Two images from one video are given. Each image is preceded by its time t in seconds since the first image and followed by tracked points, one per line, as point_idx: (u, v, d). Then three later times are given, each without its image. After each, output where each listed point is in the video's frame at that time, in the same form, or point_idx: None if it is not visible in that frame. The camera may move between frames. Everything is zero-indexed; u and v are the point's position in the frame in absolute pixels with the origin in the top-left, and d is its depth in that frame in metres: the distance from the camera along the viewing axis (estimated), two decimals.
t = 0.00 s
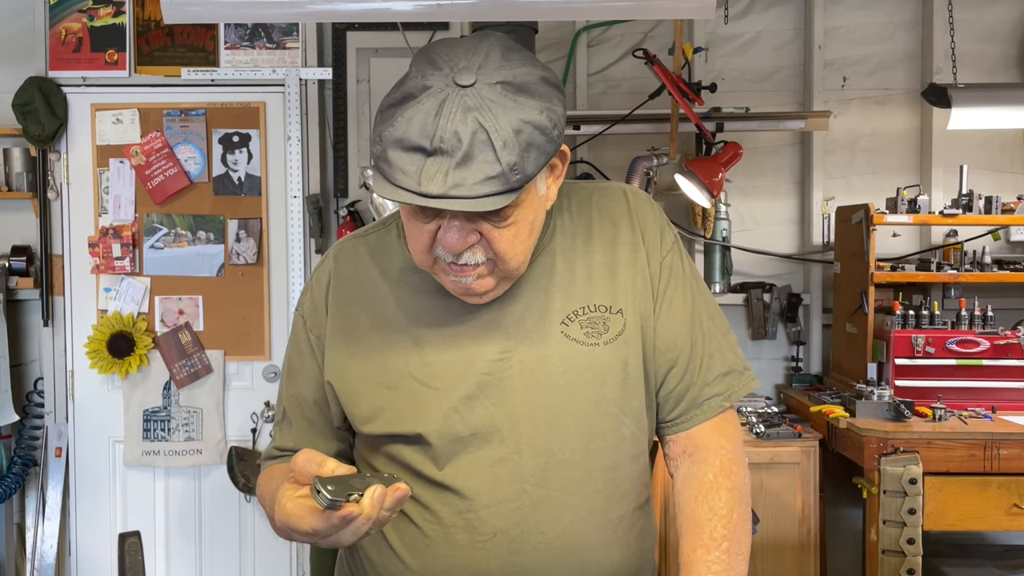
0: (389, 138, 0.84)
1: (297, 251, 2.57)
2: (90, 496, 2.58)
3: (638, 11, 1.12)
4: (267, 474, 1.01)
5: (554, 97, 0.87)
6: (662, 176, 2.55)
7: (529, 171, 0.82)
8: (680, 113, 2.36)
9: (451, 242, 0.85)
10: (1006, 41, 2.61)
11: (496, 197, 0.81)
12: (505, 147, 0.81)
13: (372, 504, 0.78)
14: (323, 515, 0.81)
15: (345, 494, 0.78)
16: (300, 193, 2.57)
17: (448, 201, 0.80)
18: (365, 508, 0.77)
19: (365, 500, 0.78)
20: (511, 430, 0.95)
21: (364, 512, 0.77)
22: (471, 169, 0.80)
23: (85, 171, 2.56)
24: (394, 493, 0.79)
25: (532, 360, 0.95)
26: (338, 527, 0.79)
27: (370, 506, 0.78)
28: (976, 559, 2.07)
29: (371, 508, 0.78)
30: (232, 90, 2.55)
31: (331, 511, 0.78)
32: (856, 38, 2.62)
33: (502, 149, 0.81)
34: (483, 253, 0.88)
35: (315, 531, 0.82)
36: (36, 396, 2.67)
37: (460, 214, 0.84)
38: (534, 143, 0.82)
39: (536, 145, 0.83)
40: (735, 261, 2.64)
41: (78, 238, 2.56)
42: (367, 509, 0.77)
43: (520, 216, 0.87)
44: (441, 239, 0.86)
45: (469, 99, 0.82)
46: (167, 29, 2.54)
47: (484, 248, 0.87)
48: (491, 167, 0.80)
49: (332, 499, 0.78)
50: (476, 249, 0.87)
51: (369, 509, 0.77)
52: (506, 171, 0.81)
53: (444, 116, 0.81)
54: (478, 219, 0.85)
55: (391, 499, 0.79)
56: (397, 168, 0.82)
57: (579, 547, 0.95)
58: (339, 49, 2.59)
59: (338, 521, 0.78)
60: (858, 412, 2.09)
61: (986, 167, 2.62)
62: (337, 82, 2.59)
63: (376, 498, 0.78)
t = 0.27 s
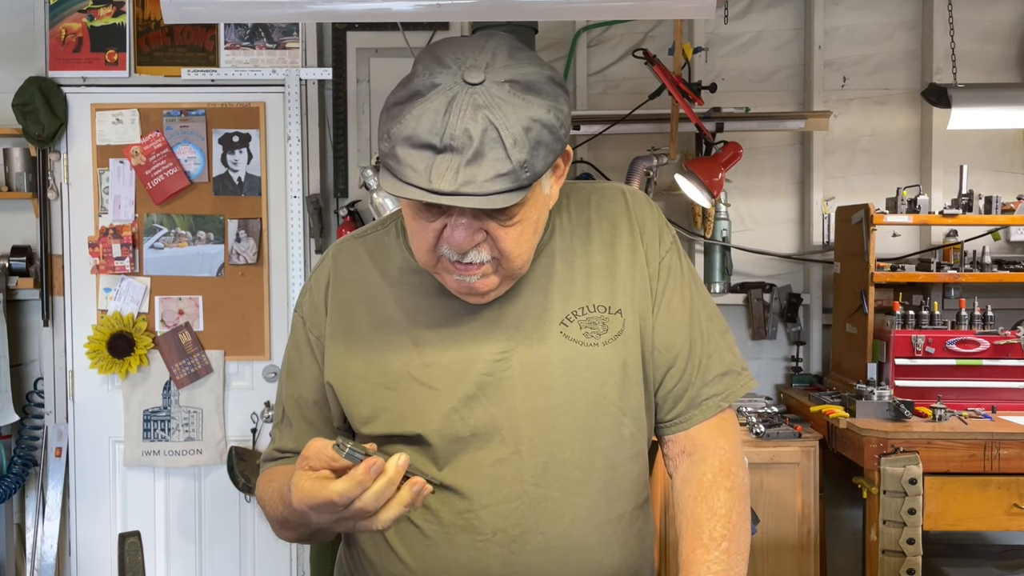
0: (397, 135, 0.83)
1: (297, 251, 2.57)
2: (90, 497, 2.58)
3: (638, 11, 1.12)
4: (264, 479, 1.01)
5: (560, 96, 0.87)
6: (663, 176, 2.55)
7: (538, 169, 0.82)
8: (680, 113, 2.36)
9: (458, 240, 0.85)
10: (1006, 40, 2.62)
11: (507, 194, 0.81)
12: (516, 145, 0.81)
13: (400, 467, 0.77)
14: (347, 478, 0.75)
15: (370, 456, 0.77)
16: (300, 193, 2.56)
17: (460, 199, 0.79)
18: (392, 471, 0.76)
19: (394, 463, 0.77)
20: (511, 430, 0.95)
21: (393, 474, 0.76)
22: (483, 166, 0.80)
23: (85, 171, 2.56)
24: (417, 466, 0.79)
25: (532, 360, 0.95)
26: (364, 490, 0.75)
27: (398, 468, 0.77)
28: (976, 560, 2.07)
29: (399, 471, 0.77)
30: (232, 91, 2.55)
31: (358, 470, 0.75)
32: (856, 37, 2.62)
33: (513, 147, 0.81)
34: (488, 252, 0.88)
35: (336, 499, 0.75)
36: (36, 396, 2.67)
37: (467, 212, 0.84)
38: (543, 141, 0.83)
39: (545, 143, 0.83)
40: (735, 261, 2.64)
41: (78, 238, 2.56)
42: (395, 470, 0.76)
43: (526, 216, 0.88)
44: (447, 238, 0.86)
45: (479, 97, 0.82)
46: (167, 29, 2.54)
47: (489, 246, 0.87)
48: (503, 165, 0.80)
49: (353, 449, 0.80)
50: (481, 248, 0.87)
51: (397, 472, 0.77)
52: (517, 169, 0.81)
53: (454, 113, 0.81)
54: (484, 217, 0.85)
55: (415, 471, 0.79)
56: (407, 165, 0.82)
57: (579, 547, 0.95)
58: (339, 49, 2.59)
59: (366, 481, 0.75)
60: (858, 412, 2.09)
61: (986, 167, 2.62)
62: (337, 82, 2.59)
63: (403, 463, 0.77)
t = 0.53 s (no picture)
0: (404, 133, 0.83)
1: (297, 251, 2.57)
2: (90, 497, 2.58)
3: (638, 11, 1.12)
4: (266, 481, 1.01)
5: (565, 97, 0.87)
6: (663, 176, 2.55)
7: (545, 169, 0.83)
8: (680, 113, 2.36)
9: (462, 241, 0.85)
10: (1006, 40, 2.61)
11: (514, 194, 0.81)
12: (523, 145, 0.81)
13: (411, 456, 0.76)
14: (358, 469, 0.74)
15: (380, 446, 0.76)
16: (300, 193, 2.56)
17: (468, 198, 0.79)
18: (403, 460, 0.75)
19: (405, 451, 0.76)
20: (513, 431, 0.95)
21: (404, 462, 0.75)
22: (491, 166, 0.80)
23: (85, 171, 2.56)
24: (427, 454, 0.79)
25: (533, 360, 0.96)
26: (376, 481, 0.74)
27: (409, 457, 0.76)
28: (976, 559, 2.07)
29: (410, 459, 0.76)
30: (232, 90, 2.55)
31: (370, 460, 0.74)
32: (856, 38, 2.63)
33: (520, 147, 0.81)
34: (492, 252, 0.88)
35: (348, 491, 0.74)
36: (36, 396, 2.67)
37: (472, 212, 0.84)
38: (550, 142, 0.83)
39: (552, 144, 0.83)
40: (735, 261, 2.64)
41: (78, 238, 2.56)
42: (406, 458, 0.76)
43: (530, 216, 0.88)
44: (452, 238, 0.85)
45: (487, 97, 0.82)
46: (167, 29, 2.54)
47: (493, 246, 0.87)
48: (510, 164, 0.81)
49: (365, 442, 0.80)
50: (486, 248, 0.87)
51: (408, 460, 0.76)
52: (524, 168, 0.81)
53: (461, 112, 0.81)
54: (488, 217, 0.85)
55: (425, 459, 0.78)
56: (414, 164, 0.82)
57: (579, 547, 0.95)
58: (339, 49, 2.59)
59: (378, 470, 0.74)
60: (858, 412, 2.09)
61: (986, 167, 2.62)
62: (337, 83, 2.59)
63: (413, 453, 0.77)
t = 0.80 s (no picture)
0: (408, 126, 0.83)
1: (297, 251, 2.57)
2: (90, 497, 2.58)
3: (638, 11, 1.12)
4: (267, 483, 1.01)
5: (568, 93, 0.87)
6: (663, 176, 2.55)
7: (548, 163, 0.82)
8: (680, 113, 2.36)
9: (464, 237, 0.85)
10: (1006, 40, 2.61)
11: (516, 187, 0.81)
12: (526, 138, 0.81)
13: (412, 450, 0.76)
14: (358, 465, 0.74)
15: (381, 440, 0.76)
16: (300, 193, 2.56)
17: (470, 189, 0.79)
18: (404, 456, 0.75)
19: (406, 446, 0.75)
20: (514, 431, 0.95)
21: (405, 457, 0.75)
22: (493, 158, 0.80)
23: (85, 171, 2.56)
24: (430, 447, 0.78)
25: (534, 360, 0.95)
26: (376, 476, 0.74)
27: (411, 451, 0.75)
28: (976, 559, 2.07)
29: (412, 454, 0.75)
30: (232, 90, 2.55)
31: (370, 456, 0.74)
32: (856, 37, 2.62)
33: (523, 140, 0.81)
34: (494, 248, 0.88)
35: (348, 487, 0.74)
36: (36, 396, 2.66)
37: (475, 207, 0.84)
38: (553, 136, 0.83)
39: (555, 138, 0.83)
40: (735, 261, 2.64)
41: (78, 238, 2.56)
42: (407, 454, 0.75)
43: (532, 213, 0.88)
44: (454, 234, 0.86)
45: (489, 91, 0.82)
46: (167, 29, 2.54)
47: (495, 243, 0.87)
48: (513, 157, 0.80)
49: (365, 437, 0.79)
50: (488, 245, 0.87)
51: (410, 455, 0.75)
52: (527, 161, 0.81)
53: (464, 106, 0.81)
54: (491, 213, 0.85)
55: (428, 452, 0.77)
56: (416, 156, 0.82)
57: (581, 548, 0.95)
58: (338, 49, 2.59)
59: (378, 466, 0.74)
60: (858, 412, 2.09)
61: (986, 167, 2.62)
62: (337, 82, 2.59)
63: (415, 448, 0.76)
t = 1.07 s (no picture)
0: (417, 83, 0.84)
1: (297, 251, 2.57)
2: (91, 497, 2.58)
3: (638, 11, 1.12)
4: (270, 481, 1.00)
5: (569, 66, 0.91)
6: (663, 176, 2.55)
7: (560, 111, 0.84)
8: (680, 113, 2.35)
9: (476, 194, 0.85)
10: (1006, 40, 2.61)
11: (529, 131, 0.82)
12: (537, 85, 0.82)
13: (422, 423, 0.74)
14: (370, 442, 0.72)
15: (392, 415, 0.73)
16: (300, 193, 2.56)
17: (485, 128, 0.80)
18: (414, 430, 0.73)
19: (415, 419, 0.73)
20: (515, 431, 0.95)
21: (416, 431, 0.73)
22: (505, 102, 0.81)
23: (85, 172, 2.56)
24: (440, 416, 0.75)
25: (536, 360, 0.96)
26: (388, 452, 0.72)
27: (420, 424, 0.73)
28: (976, 559, 2.07)
29: (422, 427, 0.73)
30: (232, 90, 2.55)
31: (381, 432, 0.72)
32: (855, 37, 2.62)
33: (534, 87, 0.82)
34: (504, 215, 0.88)
35: (362, 463, 0.73)
36: (36, 396, 2.66)
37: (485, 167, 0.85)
38: (562, 89, 0.85)
39: (565, 91, 0.84)
40: (735, 261, 2.64)
41: (78, 238, 2.57)
42: (418, 427, 0.73)
43: (541, 178, 0.89)
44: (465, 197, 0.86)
45: (499, 46, 0.84)
46: (167, 29, 2.54)
47: (504, 211, 0.88)
48: (525, 102, 0.82)
49: (377, 414, 0.73)
50: (498, 209, 0.87)
51: (420, 428, 0.73)
52: (538, 109, 0.82)
53: (475, 59, 0.83)
54: (500, 178, 0.86)
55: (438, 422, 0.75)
56: (426, 107, 0.83)
57: (582, 548, 0.95)
58: (338, 48, 2.59)
59: (390, 442, 0.72)
60: (858, 412, 2.09)
61: (986, 167, 2.62)
62: (337, 82, 2.59)
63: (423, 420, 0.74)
